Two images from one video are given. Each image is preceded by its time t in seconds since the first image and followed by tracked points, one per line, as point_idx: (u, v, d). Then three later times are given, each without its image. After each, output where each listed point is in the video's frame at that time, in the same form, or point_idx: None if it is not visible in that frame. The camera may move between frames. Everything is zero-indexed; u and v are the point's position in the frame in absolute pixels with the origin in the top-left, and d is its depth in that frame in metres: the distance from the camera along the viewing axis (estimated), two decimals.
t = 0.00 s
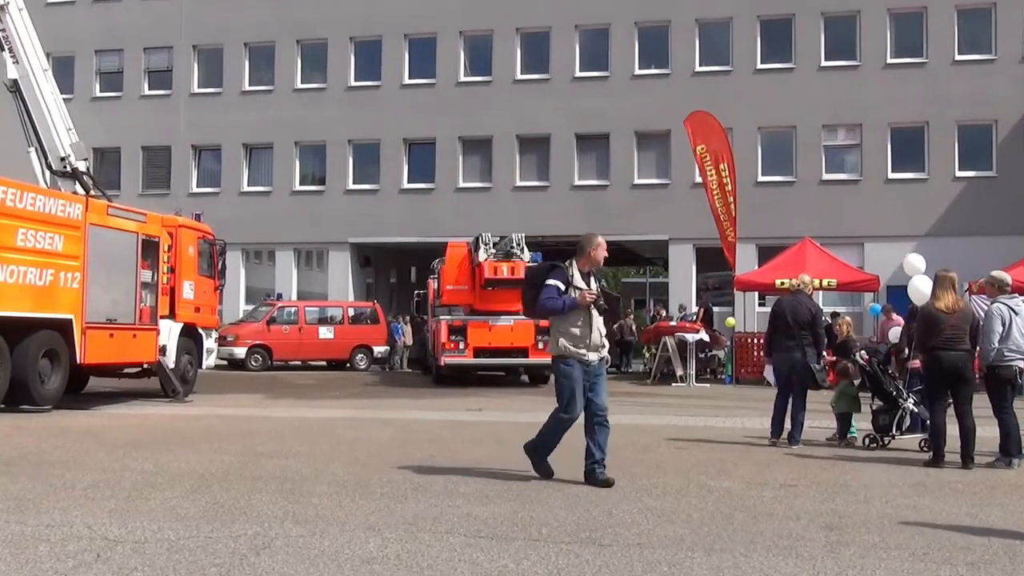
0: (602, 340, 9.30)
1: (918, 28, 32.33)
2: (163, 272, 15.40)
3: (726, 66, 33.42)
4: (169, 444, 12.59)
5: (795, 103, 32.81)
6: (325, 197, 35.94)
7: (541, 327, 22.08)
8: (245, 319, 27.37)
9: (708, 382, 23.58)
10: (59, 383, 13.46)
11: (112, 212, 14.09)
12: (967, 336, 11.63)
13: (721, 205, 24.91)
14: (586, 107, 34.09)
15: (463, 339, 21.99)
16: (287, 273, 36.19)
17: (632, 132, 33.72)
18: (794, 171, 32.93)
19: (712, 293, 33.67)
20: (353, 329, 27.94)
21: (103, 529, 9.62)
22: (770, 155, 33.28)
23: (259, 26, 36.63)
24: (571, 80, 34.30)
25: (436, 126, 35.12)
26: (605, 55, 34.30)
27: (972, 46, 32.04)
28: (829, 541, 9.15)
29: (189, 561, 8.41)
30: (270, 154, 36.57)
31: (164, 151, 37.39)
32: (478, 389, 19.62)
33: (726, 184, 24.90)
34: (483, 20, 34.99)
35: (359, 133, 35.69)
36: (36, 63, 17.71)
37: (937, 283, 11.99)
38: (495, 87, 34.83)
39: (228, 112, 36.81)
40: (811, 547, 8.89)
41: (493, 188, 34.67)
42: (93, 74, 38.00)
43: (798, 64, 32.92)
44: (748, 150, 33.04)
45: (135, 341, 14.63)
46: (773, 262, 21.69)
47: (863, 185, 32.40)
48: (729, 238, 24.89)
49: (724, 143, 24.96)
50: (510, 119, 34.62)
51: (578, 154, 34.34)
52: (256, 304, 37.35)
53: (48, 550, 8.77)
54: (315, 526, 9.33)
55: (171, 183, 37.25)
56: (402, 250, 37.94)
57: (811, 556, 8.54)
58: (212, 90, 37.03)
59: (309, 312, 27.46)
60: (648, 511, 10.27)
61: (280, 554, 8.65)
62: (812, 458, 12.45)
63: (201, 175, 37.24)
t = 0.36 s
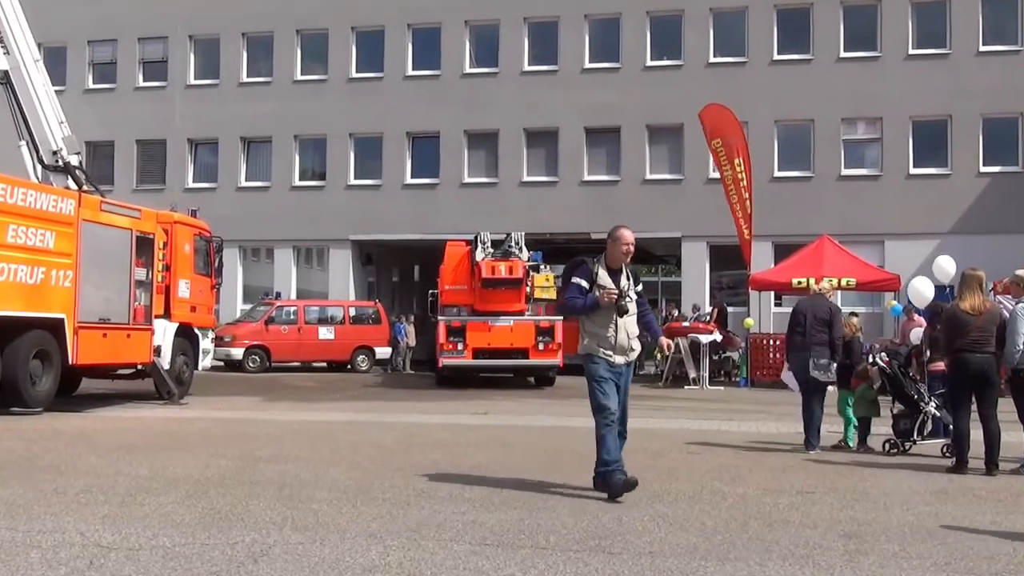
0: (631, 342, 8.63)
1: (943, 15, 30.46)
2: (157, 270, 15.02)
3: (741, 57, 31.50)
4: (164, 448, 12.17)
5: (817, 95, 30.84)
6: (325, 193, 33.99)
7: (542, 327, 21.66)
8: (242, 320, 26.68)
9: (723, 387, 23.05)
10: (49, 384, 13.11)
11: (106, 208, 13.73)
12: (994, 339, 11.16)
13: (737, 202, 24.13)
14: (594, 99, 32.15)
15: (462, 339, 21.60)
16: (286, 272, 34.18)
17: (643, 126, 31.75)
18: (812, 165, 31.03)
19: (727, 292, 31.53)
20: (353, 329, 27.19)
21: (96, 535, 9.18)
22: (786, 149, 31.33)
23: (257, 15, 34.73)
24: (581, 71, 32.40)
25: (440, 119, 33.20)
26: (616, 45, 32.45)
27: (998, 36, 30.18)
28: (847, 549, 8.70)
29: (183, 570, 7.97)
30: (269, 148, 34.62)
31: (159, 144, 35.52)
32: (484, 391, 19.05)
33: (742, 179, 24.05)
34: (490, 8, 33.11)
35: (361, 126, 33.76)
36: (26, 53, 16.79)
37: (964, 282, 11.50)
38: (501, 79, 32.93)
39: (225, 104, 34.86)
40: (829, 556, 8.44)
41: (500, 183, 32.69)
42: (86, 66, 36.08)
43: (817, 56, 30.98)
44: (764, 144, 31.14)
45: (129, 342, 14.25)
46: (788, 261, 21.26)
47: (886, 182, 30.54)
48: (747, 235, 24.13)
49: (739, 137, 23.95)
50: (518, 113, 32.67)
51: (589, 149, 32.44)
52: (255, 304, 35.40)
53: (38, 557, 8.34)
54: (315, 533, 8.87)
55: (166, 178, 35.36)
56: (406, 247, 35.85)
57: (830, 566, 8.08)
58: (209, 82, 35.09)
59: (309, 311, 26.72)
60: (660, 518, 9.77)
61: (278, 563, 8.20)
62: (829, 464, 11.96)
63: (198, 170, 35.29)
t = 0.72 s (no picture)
0: (660, 344, 7.94)
1: (960, 6, 29.16)
2: (148, 270, 14.66)
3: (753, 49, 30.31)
4: (154, 454, 11.78)
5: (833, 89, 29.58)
6: (321, 190, 32.73)
7: (539, 329, 21.27)
8: (234, 321, 26.10)
9: (733, 392, 22.59)
10: (36, 388, 12.78)
11: (94, 206, 13.39)
12: (1016, 342, 10.72)
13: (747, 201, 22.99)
14: (602, 91, 30.96)
15: (457, 343, 21.20)
16: (280, 273, 32.95)
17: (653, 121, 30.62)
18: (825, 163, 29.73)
19: (738, 293, 30.28)
20: (350, 332, 26.51)
21: (84, 544, 8.76)
22: (798, 145, 30.08)
23: (251, 6, 33.49)
24: (586, 64, 31.18)
25: (441, 113, 31.92)
26: (622, 37, 31.18)
27: (1017, 28, 28.88)
28: (862, 560, 8.26)
29: None
30: (263, 143, 33.37)
31: (150, 140, 34.22)
32: (484, 395, 18.61)
33: (753, 177, 22.87)
34: None
35: (358, 121, 32.49)
36: (12, 45, 16.01)
37: (985, 281, 11.01)
38: (503, 72, 31.68)
39: (217, 98, 33.62)
40: (844, 567, 8.01)
41: (502, 180, 31.49)
42: (75, 58, 34.83)
43: (830, 48, 29.73)
44: (776, 140, 29.86)
45: (118, 344, 13.89)
46: (801, 262, 20.90)
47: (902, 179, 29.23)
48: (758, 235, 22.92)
49: (748, 132, 22.82)
50: (521, 107, 31.44)
51: (594, 145, 31.26)
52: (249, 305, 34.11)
53: (24, 567, 7.94)
54: (311, 541, 8.44)
55: (157, 174, 34.05)
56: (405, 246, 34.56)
57: None
58: (201, 75, 33.86)
59: (304, 313, 25.99)
60: (667, 526, 9.31)
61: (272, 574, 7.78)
62: (844, 470, 11.48)
63: (190, 167, 34.02)
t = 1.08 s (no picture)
0: (683, 345, 7.47)
1: None
2: (139, 268, 14.30)
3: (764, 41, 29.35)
4: (144, 458, 11.41)
5: (842, 81, 28.63)
6: (317, 187, 31.84)
7: (539, 330, 20.89)
8: (227, 322, 25.59)
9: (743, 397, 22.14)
10: (22, 391, 12.44)
11: (83, 203, 13.06)
12: None
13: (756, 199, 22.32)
14: (608, 86, 30.01)
15: (454, 343, 20.86)
16: (275, 273, 32.04)
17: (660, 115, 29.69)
18: (839, 159, 28.74)
19: (748, 295, 29.47)
20: (348, 333, 25.87)
21: (72, 552, 8.36)
22: (810, 142, 29.12)
23: None
24: (590, 57, 30.28)
25: (442, 107, 31.09)
26: (629, 29, 30.30)
27: None
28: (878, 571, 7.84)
29: None
30: (257, 138, 32.52)
31: (141, 134, 33.42)
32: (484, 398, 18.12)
33: (763, 175, 22.28)
34: None
35: (355, 116, 31.62)
36: None
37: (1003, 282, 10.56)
38: (505, 65, 30.80)
39: (211, 91, 32.79)
40: None
41: (504, 177, 30.60)
42: (63, 50, 34.11)
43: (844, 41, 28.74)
44: (787, 137, 28.92)
45: (107, 345, 13.60)
46: (813, 263, 20.52)
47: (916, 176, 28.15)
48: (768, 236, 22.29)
49: (762, 129, 22.38)
50: (523, 101, 30.57)
51: (599, 140, 30.32)
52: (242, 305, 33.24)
53: None
54: (306, 549, 8.04)
55: (148, 170, 33.23)
56: (403, 245, 33.79)
57: None
58: (193, 67, 33.06)
59: (298, 314, 25.42)
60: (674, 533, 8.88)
61: None
62: (857, 477, 11.06)
63: (181, 162, 33.19)
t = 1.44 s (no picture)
0: (712, 355, 6.95)
1: None
2: (129, 269, 13.96)
3: (775, 34, 28.81)
4: (133, 465, 11.05)
5: (861, 78, 28.09)
6: (313, 184, 31.20)
7: (539, 331, 20.48)
8: (221, 323, 25.06)
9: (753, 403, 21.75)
10: (8, 395, 12.09)
11: (72, 201, 12.73)
12: None
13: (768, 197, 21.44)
14: (615, 80, 29.50)
15: (453, 346, 20.41)
16: (269, 273, 31.42)
17: (668, 111, 29.15)
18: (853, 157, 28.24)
19: (758, 297, 28.98)
20: (345, 336, 25.46)
21: (60, 561, 8.00)
22: (824, 138, 28.57)
23: None
24: (596, 52, 29.75)
25: (444, 102, 30.43)
26: (636, 23, 29.77)
27: None
28: None
29: None
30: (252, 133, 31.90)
31: (131, 130, 32.74)
32: (485, 402, 17.67)
33: (775, 173, 21.45)
34: None
35: (352, 111, 31.00)
36: None
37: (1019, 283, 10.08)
38: (508, 59, 30.24)
39: (204, 85, 32.19)
40: None
41: (506, 174, 29.97)
42: (52, 43, 33.51)
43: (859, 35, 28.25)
44: (801, 133, 28.37)
45: (97, 348, 13.25)
46: (827, 263, 20.07)
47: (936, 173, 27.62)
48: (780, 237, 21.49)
49: (775, 125, 21.53)
50: (525, 97, 29.98)
51: (606, 137, 29.80)
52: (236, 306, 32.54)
53: None
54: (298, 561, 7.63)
55: (139, 167, 32.56)
56: (402, 245, 33.16)
57: None
58: (186, 61, 32.45)
59: (294, 316, 24.97)
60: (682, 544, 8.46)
61: None
62: (871, 486, 10.66)
63: (173, 159, 32.53)
